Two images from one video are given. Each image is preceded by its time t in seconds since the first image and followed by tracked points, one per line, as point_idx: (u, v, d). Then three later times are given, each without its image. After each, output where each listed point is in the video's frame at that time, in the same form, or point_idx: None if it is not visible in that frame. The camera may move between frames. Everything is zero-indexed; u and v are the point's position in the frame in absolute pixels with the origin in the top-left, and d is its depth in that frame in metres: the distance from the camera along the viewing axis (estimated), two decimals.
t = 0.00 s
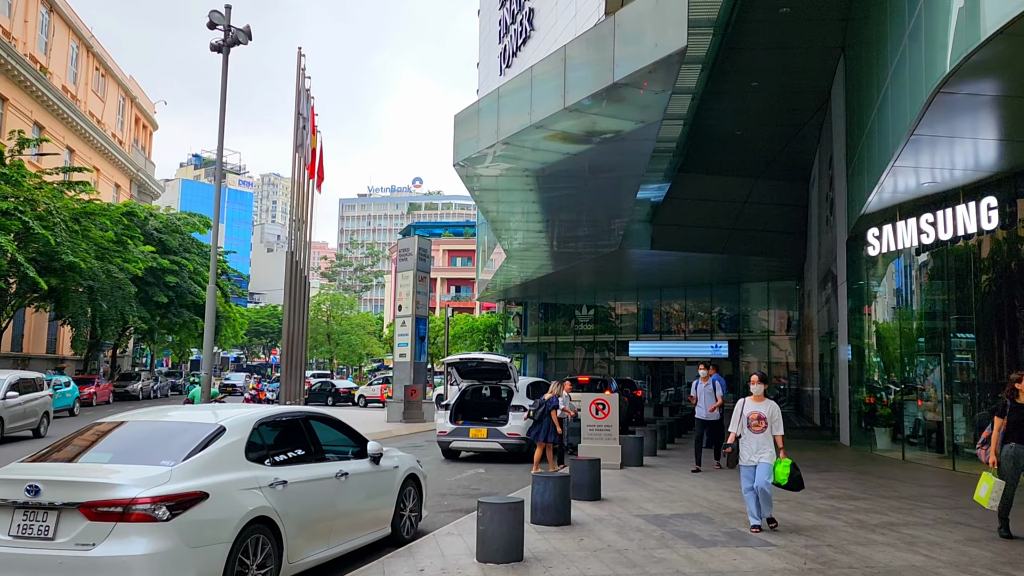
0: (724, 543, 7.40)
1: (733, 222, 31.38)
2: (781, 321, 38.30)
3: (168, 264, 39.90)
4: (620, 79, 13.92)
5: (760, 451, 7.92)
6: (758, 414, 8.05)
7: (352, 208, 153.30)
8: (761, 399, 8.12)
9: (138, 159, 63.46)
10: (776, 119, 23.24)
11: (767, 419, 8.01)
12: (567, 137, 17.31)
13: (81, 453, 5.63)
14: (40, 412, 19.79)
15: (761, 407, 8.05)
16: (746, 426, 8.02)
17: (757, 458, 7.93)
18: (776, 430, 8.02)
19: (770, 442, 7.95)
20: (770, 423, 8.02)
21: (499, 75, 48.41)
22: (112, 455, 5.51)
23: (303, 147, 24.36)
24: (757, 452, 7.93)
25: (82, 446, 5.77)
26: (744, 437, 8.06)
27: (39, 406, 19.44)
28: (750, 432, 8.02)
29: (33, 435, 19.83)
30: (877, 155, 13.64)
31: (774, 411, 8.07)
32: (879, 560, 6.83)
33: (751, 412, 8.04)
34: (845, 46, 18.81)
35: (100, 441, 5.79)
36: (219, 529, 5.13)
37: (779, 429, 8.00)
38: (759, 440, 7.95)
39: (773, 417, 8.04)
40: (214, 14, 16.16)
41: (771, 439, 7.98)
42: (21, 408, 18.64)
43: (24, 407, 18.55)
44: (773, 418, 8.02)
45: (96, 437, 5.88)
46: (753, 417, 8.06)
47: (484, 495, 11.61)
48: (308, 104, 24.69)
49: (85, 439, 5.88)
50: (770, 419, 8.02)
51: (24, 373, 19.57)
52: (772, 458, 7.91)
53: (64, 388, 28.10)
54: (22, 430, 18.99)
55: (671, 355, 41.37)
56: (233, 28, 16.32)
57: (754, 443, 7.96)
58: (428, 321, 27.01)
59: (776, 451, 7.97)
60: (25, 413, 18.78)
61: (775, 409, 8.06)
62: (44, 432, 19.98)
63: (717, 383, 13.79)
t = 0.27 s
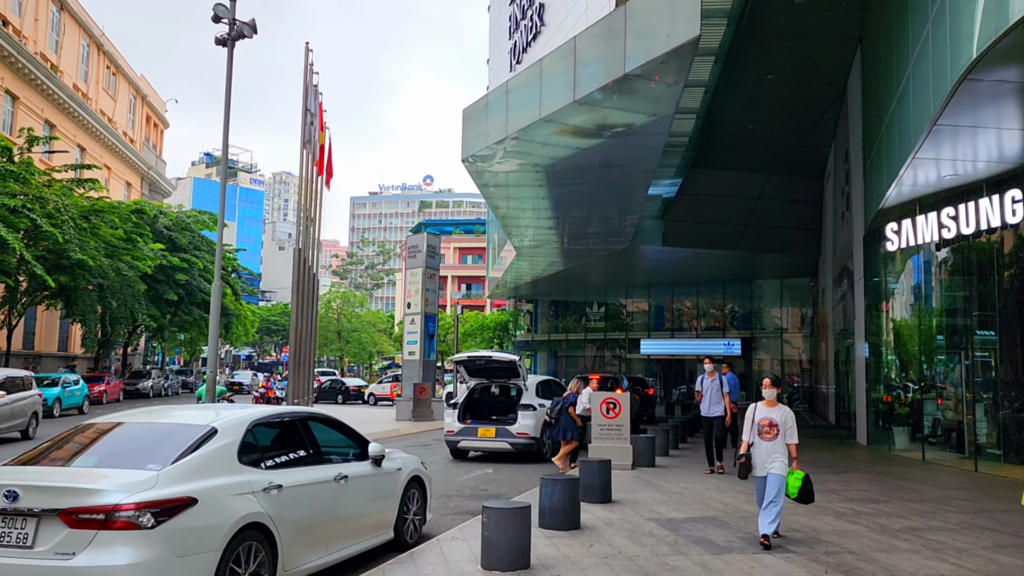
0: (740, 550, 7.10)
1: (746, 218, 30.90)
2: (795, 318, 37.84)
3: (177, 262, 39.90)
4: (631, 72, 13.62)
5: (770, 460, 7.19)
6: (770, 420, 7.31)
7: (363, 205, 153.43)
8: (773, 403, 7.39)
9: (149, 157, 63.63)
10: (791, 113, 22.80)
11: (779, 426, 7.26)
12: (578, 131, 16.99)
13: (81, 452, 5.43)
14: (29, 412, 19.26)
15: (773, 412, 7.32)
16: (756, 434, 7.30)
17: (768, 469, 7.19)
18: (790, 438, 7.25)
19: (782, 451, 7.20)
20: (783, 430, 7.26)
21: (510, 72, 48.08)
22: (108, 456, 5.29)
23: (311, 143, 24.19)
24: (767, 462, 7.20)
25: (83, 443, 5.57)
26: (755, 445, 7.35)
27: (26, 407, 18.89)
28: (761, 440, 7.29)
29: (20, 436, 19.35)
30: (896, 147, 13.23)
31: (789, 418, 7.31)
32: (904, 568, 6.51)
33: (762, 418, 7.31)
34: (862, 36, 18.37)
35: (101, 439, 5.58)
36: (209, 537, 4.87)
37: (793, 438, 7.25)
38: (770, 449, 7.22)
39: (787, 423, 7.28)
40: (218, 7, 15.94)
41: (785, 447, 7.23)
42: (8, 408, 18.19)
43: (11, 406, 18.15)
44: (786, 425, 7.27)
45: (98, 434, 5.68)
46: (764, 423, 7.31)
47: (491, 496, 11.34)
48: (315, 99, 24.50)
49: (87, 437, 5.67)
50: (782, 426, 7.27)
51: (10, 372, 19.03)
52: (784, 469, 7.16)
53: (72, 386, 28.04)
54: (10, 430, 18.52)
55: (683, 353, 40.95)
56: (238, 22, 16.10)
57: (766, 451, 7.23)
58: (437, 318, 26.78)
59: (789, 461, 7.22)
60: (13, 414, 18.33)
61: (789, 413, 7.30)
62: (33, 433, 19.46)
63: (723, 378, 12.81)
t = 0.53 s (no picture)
0: (752, 554, 6.77)
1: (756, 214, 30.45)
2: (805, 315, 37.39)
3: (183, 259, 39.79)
4: (638, 60, 13.25)
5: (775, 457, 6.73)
6: (776, 416, 6.90)
7: (371, 203, 153.36)
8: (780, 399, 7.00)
9: (156, 154, 63.62)
10: (802, 104, 22.36)
11: (786, 422, 6.84)
12: (584, 122, 16.64)
13: (73, 446, 5.16)
14: (13, 411, 18.72)
15: (780, 408, 6.91)
16: (761, 430, 6.88)
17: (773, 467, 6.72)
18: (798, 437, 6.81)
19: (788, 449, 6.74)
20: (790, 428, 6.83)
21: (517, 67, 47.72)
22: (97, 453, 5.01)
23: (315, 137, 23.94)
24: (773, 459, 6.73)
25: (76, 436, 5.30)
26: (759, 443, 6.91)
27: (11, 405, 18.35)
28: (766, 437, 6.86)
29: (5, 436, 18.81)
30: (913, 136, 12.83)
31: (796, 415, 6.89)
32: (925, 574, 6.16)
33: (767, 413, 6.91)
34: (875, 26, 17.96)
35: (95, 432, 5.31)
36: (186, 542, 4.59)
37: (801, 436, 6.80)
38: (775, 446, 6.77)
39: (795, 420, 6.85)
40: None
41: (792, 445, 6.78)
42: None
43: None
44: (793, 421, 6.85)
45: (92, 428, 5.40)
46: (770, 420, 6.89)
47: (494, 496, 11.04)
48: (319, 93, 24.23)
49: (80, 430, 5.40)
50: (790, 423, 6.85)
51: None
52: (791, 468, 6.69)
53: (75, 383, 27.86)
54: None
55: (692, 350, 40.55)
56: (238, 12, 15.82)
57: (771, 449, 6.78)
58: (442, 314, 26.48)
59: (796, 461, 6.75)
60: None
61: (797, 410, 6.90)
62: (15, 432, 18.85)
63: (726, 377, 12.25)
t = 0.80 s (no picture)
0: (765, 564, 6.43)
1: (762, 211, 30.05)
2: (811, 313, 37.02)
3: (184, 257, 39.65)
4: (645, 51, 12.90)
5: (782, 472, 6.20)
6: (780, 425, 6.33)
7: (376, 201, 153.20)
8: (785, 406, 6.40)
9: (160, 152, 63.50)
10: (811, 98, 21.97)
11: (792, 432, 6.29)
12: (589, 116, 16.31)
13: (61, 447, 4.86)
14: None
15: (785, 416, 6.33)
16: (765, 441, 6.30)
17: (781, 483, 6.21)
18: (804, 446, 6.29)
19: (796, 462, 6.24)
20: (797, 437, 6.29)
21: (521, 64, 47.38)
22: (81, 456, 4.70)
23: (316, 133, 23.69)
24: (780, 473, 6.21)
25: (67, 436, 4.99)
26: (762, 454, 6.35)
27: None
28: (770, 449, 6.30)
29: None
30: (927, 127, 12.45)
31: (802, 422, 6.34)
32: None
33: (772, 422, 6.32)
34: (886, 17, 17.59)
35: (86, 433, 5.00)
36: (161, 557, 4.28)
37: (809, 445, 6.28)
38: (782, 459, 6.24)
39: (801, 429, 6.31)
40: None
41: (799, 457, 6.27)
42: None
43: None
44: (800, 430, 6.30)
45: (84, 428, 5.09)
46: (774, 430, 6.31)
47: (496, 499, 10.72)
48: (321, 88, 23.95)
49: (72, 430, 5.10)
50: (795, 432, 6.30)
51: None
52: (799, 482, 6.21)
53: (75, 382, 27.66)
54: None
55: (697, 348, 40.18)
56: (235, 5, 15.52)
57: (777, 463, 6.24)
58: (446, 313, 26.18)
59: (804, 474, 6.26)
60: None
61: (803, 417, 6.34)
62: None
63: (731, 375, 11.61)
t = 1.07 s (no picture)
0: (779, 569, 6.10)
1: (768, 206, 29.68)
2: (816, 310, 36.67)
3: (185, 254, 39.50)
4: (650, 38, 12.56)
5: (781, 470, 5.66)
6: (780, 417, 5.80)
7: (378, 198, 152.89)
8: (785, 397, 5.87)
9: (161, 149, 63.27)
10: (817, 91, 21.59)
11: (794, 425, 5.75)
12: (592, 107, 15.97)
13: (50, 439, 4.59)
14: None
15: (785, 408, 5.80)
16: (764, 437, 5.80)
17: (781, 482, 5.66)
18: (807, 441, 5.74)
19: (797, 459, 5.69)
20: (799, 431, 5.75)
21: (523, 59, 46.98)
22: (60, 452, 4.41)
23: (316, 126, 23.40)
24: (779, 472, 5.68)
25: (55, 429, 4.71)
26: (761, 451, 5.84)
27: None
28: (770, 445, 5.78)
29: None
30: (941, 115, 12.08)
31: (804, 415, 5.79)
32: None
33: (770, 415, 5.81)
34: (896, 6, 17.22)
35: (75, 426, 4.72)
36: (132, 564, 3.98)
37: (811, 440, 5.73)
38: (781, 456, 5.70)
39: (803, 422, 5.77)
40: None
41: (801, 453, 5.72)
42: None
43: None
44: (801, 424, 5.76)
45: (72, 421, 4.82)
46: (773, 424, 5.79)
47: (496, 498, 10.41)
48: (320, 80, 23.64)
49: (60, 423, 4.82)
50: (797, 426, 5.76)
51: None
52: (801, 481, 5.63)
53: (74, 379, 27.42)
54: None
55: (701, 345, 39.79)
56: None
57: (777, 459, 5.71)
58: (447, 309, 25.86)
59: (806, 472, 5.69)
60: None
61: (805, 409, 5.80)
62: None
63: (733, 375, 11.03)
